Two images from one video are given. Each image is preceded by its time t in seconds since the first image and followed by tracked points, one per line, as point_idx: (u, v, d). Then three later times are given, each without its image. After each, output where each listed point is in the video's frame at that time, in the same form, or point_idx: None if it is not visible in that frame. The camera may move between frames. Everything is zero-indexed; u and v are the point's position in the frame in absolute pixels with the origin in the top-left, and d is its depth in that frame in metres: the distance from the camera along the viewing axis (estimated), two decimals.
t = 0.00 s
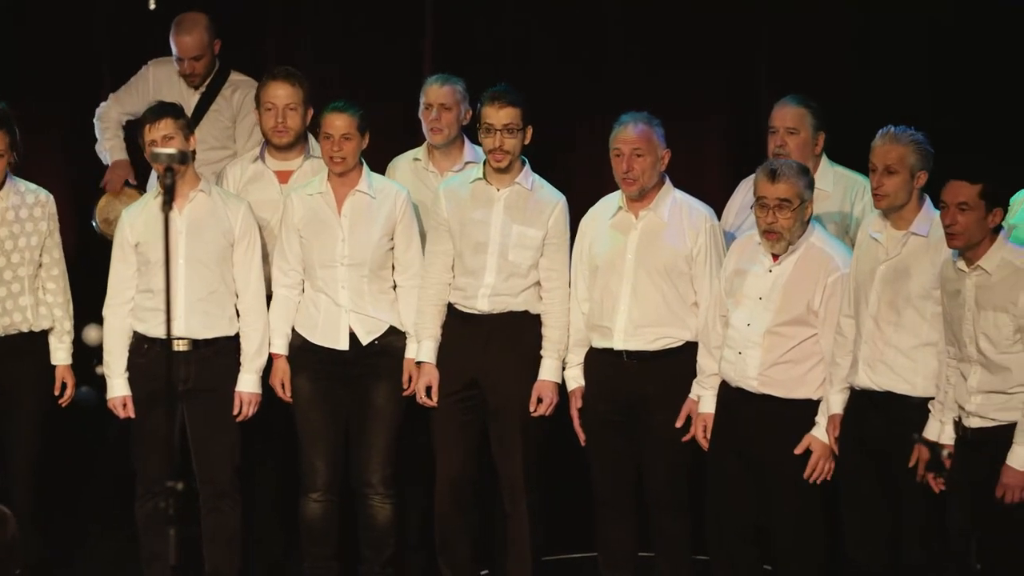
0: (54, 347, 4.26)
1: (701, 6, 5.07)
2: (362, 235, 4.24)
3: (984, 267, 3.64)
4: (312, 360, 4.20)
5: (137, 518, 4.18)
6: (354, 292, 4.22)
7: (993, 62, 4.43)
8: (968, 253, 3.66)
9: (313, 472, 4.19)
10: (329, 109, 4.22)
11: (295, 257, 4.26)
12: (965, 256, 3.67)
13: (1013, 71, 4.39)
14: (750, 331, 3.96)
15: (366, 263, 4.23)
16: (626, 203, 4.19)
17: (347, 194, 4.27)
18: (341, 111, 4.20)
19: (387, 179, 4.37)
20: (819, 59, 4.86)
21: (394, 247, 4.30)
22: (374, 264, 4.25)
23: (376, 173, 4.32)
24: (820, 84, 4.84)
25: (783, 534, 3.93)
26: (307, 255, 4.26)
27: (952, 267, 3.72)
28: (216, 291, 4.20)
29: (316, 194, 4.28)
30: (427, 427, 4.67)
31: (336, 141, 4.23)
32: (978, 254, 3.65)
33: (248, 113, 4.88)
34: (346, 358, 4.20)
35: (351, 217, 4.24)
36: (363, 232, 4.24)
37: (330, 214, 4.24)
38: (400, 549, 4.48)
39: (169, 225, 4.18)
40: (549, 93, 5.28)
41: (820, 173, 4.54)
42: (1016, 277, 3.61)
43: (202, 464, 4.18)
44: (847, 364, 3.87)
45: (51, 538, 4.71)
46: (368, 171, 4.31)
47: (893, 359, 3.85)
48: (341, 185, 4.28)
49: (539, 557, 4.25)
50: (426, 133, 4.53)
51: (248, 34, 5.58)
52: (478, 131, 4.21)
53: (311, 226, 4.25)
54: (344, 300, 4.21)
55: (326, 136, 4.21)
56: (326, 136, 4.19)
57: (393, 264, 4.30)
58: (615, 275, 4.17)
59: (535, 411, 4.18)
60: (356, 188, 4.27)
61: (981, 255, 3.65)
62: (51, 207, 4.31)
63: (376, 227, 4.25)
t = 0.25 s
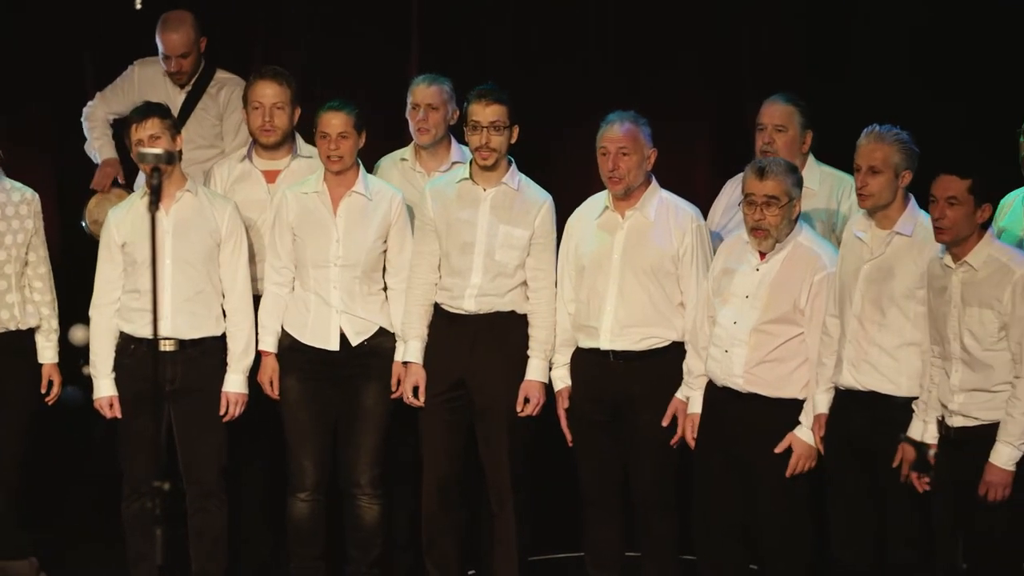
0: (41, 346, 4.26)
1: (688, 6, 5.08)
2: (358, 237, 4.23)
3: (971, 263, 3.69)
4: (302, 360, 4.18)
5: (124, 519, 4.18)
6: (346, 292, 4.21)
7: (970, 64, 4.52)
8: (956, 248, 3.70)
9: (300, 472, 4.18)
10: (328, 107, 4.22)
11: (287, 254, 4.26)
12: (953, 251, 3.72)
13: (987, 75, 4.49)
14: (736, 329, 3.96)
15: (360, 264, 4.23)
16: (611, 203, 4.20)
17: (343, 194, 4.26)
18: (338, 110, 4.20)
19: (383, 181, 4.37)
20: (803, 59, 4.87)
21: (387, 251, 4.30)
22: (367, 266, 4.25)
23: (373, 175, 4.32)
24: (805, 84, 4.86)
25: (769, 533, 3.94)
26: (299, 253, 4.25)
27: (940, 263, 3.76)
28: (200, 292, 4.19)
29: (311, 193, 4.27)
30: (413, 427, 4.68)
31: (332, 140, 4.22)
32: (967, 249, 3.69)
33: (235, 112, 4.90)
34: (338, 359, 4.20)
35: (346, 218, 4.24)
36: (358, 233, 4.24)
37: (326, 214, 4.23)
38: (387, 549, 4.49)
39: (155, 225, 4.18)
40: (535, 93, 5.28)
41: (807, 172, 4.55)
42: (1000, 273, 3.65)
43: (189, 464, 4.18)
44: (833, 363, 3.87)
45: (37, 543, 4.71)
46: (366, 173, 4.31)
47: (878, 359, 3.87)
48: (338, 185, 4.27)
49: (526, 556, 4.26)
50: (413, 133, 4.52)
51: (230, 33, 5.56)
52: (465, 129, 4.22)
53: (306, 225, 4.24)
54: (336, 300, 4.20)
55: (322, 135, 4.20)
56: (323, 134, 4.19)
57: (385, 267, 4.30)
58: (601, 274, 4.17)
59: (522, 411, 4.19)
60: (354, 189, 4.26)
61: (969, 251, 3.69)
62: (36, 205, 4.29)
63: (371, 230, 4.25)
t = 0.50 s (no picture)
0: (31, 343, 4.29)
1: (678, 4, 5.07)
2: (353, 238, 4.23)
3: (959, 261, 3.69)
4: (292, 360, 4.17)
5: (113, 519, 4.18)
6: (338, 293, 4.20)
7: (949, 64, 4.55)
8: (947, 245, 3.71)
9: (290, 472, 4.18)
10: (322, 108, 4.20)
11: (279, 251, 4.26)
12: (942, 249, 3.72)
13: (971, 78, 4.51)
14: (725, 328, 3.97)
15: (354, 265, 4.22)
16: (601, 201, 4.20)
17: (340, 195, 4.26)
18: (332, 109, 4.20)
19: (379, 185, 4.38)
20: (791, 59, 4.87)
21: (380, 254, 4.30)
22: (361, 267, 4.25)
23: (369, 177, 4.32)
24: (795, 83, 4.86)
25: (757, 533, 3.94)
26: (292, 251, 4.24)
27: (928, 261, 3.76)
28: (189, 293, 4.18)
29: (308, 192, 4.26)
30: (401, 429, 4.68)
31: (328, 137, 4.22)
32: (957, 246, 3.70)
33: (224, 118, 4.89)
34: (329, 359, 4.19)
35: (342, 219, 4.23)
36: (353, 235, 4.23)
37: (321, 213, 4.23)
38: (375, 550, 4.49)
39: (144, 225, 4.17)
40: (524, 93, 5.28)
41: (796, 171, 4.53)
42: (989, 271, 3.65)
43: (177, 464, 4.17)
44: (818, 364, 3.88)
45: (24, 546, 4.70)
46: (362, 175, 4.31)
47: (863, 358, 3.87)
48: (333, 185, 4.27)
49: (514, 556, 4.26)
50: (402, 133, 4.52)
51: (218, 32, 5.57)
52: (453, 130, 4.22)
53: (300, 223, 4.23)
54: (327, 301, 4.19)
55: (318, 133, 4.20)
56: (318, 133, 4.19)
57: (376, 269, 4.30)
58: (590, 272, 4.17)
59: (510, 411, 4.19)
60: (349, 192, 4.26)
61: (959, 248, 3.70)
62: (23, 202, 4.27)
63: (367, 231, 4.25)
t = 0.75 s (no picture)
0: (24, 343, 4.30)
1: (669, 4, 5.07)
2: (344, 239, 4.23)
3: (951, 259, 3.71)
4: (283, 362, 4.18)
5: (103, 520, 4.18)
6: (329, 293, 4.21)
7: (934, 64, 4.55)
8: (940, 241, 3.73)
9: (281, 472, 4.18)
10: (316, 107, 4.23)
11: (269, 250, 4.25)
12: (935, 246, 3.75)
13: (954, 76, 4.50)
14: (715, 327, 3.98)
15: (345, 265, 4.23)
16: (592, 199, 4.21)
17: (330, 195, 4.26)
18: (324, 108, 4.22)
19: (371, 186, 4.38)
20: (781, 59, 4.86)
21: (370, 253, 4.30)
22: (353, 267, 4.25)
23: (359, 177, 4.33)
24: (786, 82, 4.85)
25: (747, 533, 3.95)
26: (283, 253, 4.24)
27: (920, 259, 3.78)
28: (181, 294, 4.18)
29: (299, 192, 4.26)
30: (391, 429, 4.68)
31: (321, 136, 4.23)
32: (951, 243, 3.72)
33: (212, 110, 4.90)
34: (320, 359, 4.19)
35: (332, 219, 4.23)
36: (343, 236, 4.24)
37: (312, 212, 4.23)
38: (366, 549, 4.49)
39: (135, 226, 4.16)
40: (514, 93, 5.28)
41: (785, 170, 4.53)
42: (981, 270, 3.66)
43: (169, 465, 4.16)
44: (804, 364, 3.91)
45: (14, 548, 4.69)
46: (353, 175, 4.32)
47: (848, 357, 3.85)
48: (323, 185, 4.27)
49: (505, 556, 4.26)
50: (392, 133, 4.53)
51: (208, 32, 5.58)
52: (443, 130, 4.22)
53: (291, 224, 4.23)
54: (319, 301, 4.19)
55: (311, 130, 4.21)
56: (311, 130, 4.20)
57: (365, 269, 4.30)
58: (580, 272, 4.18)
59: (501, 411, 4.19)
60: (340, 192, 4.26)
61: (953, 245, 3.72)
62: (13, 202, 4.30)
63: (358, 232, 4.25)
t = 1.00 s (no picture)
0: (16, 343, 4.30)
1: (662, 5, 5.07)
2: (327, 238, 4.23)
3: (947, 258, 3.72)
4: (274, 363, 4.18)
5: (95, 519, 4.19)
6: (317, 293, 4.21)
7: (923, 65, 4.55)
8: (937, 241, 3.74)
9: (273, 474, 4.19)
10: (294, 109, 4.23)
11: (255, 256, 4.25)
12: (931, 245, 3.76)
13: (944, 77, 4.50)
14: (706, 326, 3.99)
15: (332, 263, 4.23)
16: (583, 199, 4.21)
17: (311, 196, 4.27)
18: (303, 112, 4.21)
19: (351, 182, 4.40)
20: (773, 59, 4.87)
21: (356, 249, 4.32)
22: (339, 266, 4.26)
23: (341, 175, 4.34)
24: (778, 83, 4.86)
25: (739, 533, 3.95)
26: (269, 256, 4.24)
27: (917, 258, 3.80)
28: (174, 295, 4.19)
29: (278, 195, 4.27)
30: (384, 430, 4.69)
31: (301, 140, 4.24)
32: (947, 242, 3.72)
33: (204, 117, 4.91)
34: (309, 360, 4.20)
35: (315, 219, 4.24)
36: (328, 235, 4.24)
37: (295, 214, 4.23)
38: (358, 551, 4.50)
39: (127, 228, 4.16)
40: (507, 94, 5.28)
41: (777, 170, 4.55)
42: (977, 270, 3.66)
43: (160, 466, 4.16)
44: (793, 365, 3.90)
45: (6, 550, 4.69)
46: (332, 173, 4.32)
47: (837, 356, 3.84)
48: (305, 188, 4.29)
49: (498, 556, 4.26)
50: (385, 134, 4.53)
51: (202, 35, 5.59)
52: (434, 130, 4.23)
53: (274, 228, 4.24)
54: (308, 302, 4.20)
55: (291, 135, 4.21)
56: (291, 135, 4.21)
57: (353, 267, 4.32)
58: (571, 272, 4.18)
59: (493, 412, 4.19)
60: (321, 190, 4.27)
61: (949, 244, 3.73)
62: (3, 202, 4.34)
63: (341, 230, 4.26)
